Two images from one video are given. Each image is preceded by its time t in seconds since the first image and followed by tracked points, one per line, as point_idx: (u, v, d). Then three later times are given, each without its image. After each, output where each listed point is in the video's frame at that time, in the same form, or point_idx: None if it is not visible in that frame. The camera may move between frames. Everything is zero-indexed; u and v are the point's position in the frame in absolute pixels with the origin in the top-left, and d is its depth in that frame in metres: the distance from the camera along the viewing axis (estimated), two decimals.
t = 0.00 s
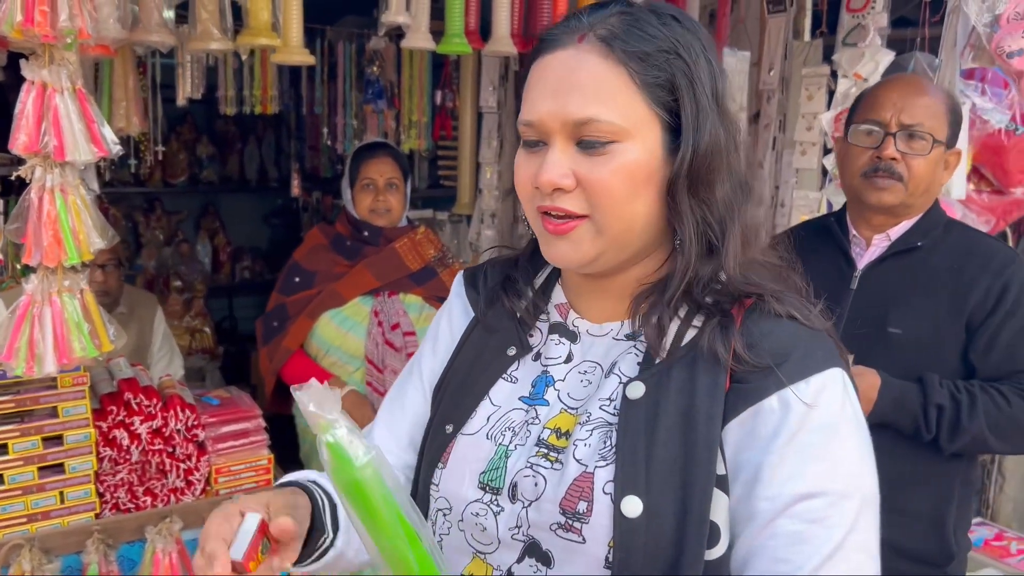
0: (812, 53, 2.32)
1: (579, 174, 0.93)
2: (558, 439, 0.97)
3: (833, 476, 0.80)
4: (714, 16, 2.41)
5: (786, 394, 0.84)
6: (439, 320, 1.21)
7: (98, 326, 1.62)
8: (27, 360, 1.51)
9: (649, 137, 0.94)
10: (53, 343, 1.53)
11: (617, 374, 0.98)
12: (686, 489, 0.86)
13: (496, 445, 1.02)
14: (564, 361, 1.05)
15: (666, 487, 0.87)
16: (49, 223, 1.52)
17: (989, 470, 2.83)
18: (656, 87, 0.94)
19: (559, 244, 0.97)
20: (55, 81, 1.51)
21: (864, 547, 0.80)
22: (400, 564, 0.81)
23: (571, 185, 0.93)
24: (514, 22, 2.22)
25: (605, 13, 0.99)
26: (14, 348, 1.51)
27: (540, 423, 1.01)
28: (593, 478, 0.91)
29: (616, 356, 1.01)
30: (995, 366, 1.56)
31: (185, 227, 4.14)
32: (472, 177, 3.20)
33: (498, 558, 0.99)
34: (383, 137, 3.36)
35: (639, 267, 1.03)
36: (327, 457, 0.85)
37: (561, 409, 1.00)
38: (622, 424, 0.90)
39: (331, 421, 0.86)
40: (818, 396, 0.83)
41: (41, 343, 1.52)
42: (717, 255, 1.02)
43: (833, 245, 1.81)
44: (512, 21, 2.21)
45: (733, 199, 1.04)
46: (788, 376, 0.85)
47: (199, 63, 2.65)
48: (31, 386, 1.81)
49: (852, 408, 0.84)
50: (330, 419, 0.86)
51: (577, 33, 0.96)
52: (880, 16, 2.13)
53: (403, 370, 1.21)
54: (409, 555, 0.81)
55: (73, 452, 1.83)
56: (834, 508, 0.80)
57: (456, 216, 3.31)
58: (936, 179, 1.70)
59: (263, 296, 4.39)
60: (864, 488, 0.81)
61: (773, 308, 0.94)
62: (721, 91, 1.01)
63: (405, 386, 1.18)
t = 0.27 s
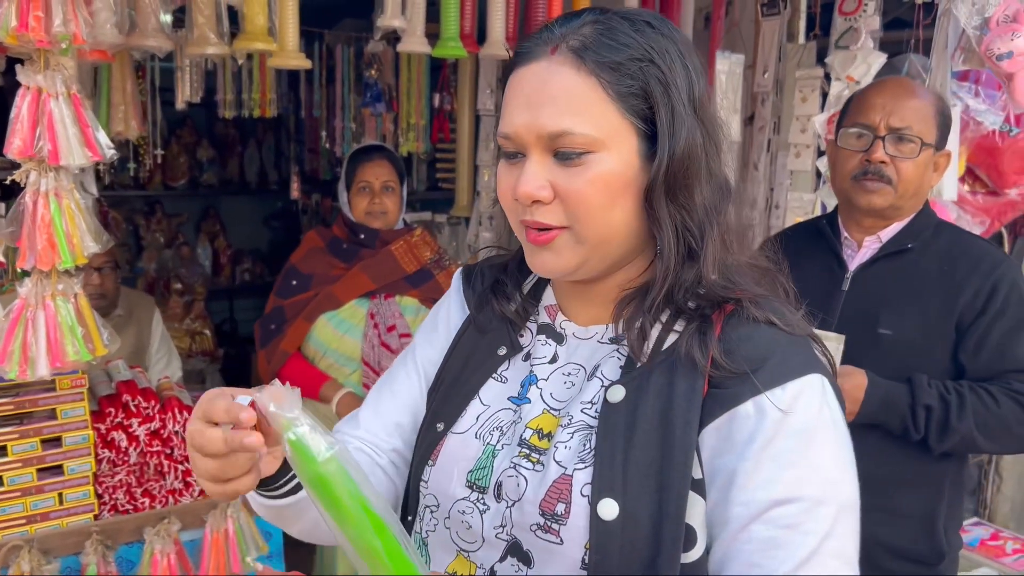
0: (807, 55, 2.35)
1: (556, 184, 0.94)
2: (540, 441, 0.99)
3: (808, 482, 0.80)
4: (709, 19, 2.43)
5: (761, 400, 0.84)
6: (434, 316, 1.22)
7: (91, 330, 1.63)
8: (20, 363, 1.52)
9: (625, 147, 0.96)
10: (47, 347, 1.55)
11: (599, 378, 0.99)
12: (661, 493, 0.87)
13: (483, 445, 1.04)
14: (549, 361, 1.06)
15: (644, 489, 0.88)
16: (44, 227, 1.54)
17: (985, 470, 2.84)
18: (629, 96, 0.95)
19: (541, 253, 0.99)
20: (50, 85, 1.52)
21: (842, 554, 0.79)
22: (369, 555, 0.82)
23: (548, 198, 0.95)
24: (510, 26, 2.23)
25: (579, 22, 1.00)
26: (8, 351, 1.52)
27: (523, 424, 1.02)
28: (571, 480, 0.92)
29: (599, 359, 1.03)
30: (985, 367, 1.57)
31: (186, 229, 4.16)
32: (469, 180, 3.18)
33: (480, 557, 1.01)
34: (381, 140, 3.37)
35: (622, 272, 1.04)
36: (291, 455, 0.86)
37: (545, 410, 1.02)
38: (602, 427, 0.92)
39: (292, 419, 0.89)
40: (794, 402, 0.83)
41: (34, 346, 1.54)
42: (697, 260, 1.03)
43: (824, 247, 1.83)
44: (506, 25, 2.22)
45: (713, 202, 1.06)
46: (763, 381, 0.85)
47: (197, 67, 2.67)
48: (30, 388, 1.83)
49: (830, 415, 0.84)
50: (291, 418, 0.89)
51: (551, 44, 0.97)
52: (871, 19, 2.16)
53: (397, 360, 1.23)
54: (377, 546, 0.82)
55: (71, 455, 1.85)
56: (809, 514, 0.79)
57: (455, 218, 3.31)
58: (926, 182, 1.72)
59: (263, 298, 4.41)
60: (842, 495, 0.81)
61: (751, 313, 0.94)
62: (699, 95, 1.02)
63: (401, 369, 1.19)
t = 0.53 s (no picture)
0: (804, 57, 2.41)
1: (555, 184, 0.95)
2: (535, 440, 1.00)
3: (800, 484, 0.81)
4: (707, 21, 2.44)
5: (754, 402, 0.85)
6: (435, 313, 1.23)
7: (86, 332, 1.65)
8: (13, 365, 1.54)
9: (625, 148, 0.96)
10: (40, 348, 1.56)
11: (595, 378, 1.00)
12: (654, 493, 0.88)
13: (480, 443, 1.05)
14: (546, 360, 1.07)
15: (637, 489, 0.89)
16: (39, 229, 1.55)
17: (986, 469, 2.85)
18: (630, 97, 0.96)
19: (539, 252, 0.99)
20: (47, 88, 1.54)
21: (834, 555, 0.80)
22: (365, 541, 0.83)
23: (547, 196, 0.95)
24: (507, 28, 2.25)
25: (579, 23, 1.01)
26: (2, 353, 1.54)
27: (519, 423, 1.03)
28: (565, 480, 0.93)
29: (595, 359, 1.03)
30: (982, 365, 1.58)
31: (189, 231, 4.18)
32: (470, 181, 3.19)
33: (475, 554, 1.02)
34: (382, 141, 3.39)
35: (619, 272, 1.05)
36: (292, 442, 0.87)
37: (539, 409, 1.02)
38: (597, 427, 0.93)
39: (294, 406, 0.89)
40: (787, 405, 0.84)
41: (28, 348, 1.55)
42: (694, 260, 1.04)
43: (823, 247, 1.84)
44: (504, 26, 2.22)
45: (710, 203, 1.07)
46: (757, 384, 0.86)
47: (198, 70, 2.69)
48: (32, 389, 1.84)
49: (823, 417, 0.85)
50: (294, 405, 0.89)
51: (552, 44, 0.98)
52: (868, 19, 2.16)
53: (397, 356, 1.23)
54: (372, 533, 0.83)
55: (74, 454, 1.86)
56: (801, 516, 0.80)
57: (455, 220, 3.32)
58: (925, 183, 1.72)
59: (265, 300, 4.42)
60: (834, 496, 0.81)
61: (745, 316, 0.94)
62: (697, 97, 1.03)
63: (401, 365, 1.20)
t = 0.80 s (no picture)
0: (803, 57, 2.40)
1: (560, 185, 0.95)
2: (536, 441, 1.00)
3: (801, 484, 0.81)
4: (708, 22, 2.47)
5: (755, 404, 0.85)
6: (436, 315, 1.24)
7: (85, 334, 1.66)
8: (12, 366, 1.55)
9: (630, 151, 0.97)
10: (39, 349, 1.57)
11: (596, 380, 1.01)
12: (656, 494, 0.88)
13: (481, 444, 1.05)
14: (547, 362, 1.07)
15: (638, 490, 0.89)
16: (39, 232, 1.56)
17: (989, 469, 2.84)
18: (635, 100, 0.97)
19: (542, 253, 0.99)
20: (48, 92, 1.55)
21: (834, 555, 0.80)
22: (365, 540, 0.86)
23: (553, 199, 0.96)
24: (506, 29, 2.25)
25: (584, 25, 1.02)
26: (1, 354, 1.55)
27: (520, 423, 1.03)
28: (566, 481, 0.94)
29: (596, 361, 1.04)
30: (984, 363, 1.58)
31: (193, 233, 4.20)
32: (472, 183, 3.19)
33: (475, 554, 1.02)
34: (385, 143, 3.40)
35: (621, 274, 1.05)
36: (286, 452, 0.91)
37: (540, 410, 1.03)
38: (598, 429, 0.94)
39: (286, 416, 0.93)
40: (788, 406, 0.84)
41: (27, 349, 1.57)
42: (696, 262, 1.04)
43: (822, 246, 1.84)
44: (504, 28, 2.23)
45: (712, 206, 1.07)
46: (758, 385, 0.86)
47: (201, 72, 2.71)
48: (37, 390, 1.86)
49: (823, 419, 0.85)
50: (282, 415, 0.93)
51: (557, 46, 0.98)
52: (866, 19, 2.17)
53: (399, 357, 1.24)
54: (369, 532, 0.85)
55: (78, 455, 1.87)
56: (801, 516, 0.80)
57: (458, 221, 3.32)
58: (927, 181, 1.73)
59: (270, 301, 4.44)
60: (835, 497, 0.82)
61: (746, 318, 0.94)
62: (700, 100, 1.03)
63: (403, 368, 1.21)
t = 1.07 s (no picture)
0: (802, 56, 2.39)
1: (563, 185, 0.95)
2: (536, 437, 1.00)
3: (803, 482, 0.81)
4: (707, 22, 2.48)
5: (757, 403, 0.85)
6: (436, 302, 1.24)
7: (90, 334, 1.68)
8: (18, 366, 1.57)
9: (631, 150, 0.97)
10: (44, 350, 1.59)
11: (596, 378, 1.01)
12: (658, 493, 0.89)
13: (483, 440, 1.05)
14: (547, 358, 1.07)
15: (639, 488, 0.90)
16: (43, 233, 1.58)
17: (992, 467, 2.84)
18: (636, 99, 0.97)
19: (546, 251, 0.99)
20: (51, 95, 1.56)
21: (836, 552, 0.80)
22: (382, 536, 0.82)
23: (556, 198, 0.96)
24: (506, 30, 2.26)
25: (585, 25, 1.02)
26: (6, 354, 1.56)
27: (521, 420, 1.04)
28: (568, 479, 0.94)
29: (596, 359, 1.04)
30: (986, 360, 1.58)
31: (197, 234, 4.22)
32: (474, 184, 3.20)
33: (475, 550, 1.03)
34: (386, 143, 3.42)
35: (622, 273, 1.05)
36: (310, 447, 0.88)
37: (540, 406, 1.03)
38: (599, 427, 0.94)
39: (312, 411, 0.90)
40: (789, 405, 0.84)
41: (33, 349, 1.58)
42: (697, 261, 1.05)
43: (819, 243, 1.85)
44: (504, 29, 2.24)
45: (713, 204, 1.08)
46: (760, 384, 0.86)
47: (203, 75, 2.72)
48: (40, 391, 1.87)
49: (825, 418, 0.85)
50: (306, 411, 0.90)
51: (560, 45, 0.98)
52: (864, 19, 2.17)
53: (396, 337, 1.24)
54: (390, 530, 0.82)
55: (81, 455, 1.88)
56: (803, 514, 0.80)
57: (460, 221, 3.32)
58: (926, 180, 1.73)
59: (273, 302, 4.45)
60: (836, 495, 0.82)
61: (747, 317, 0.95)
62: (699, 98, 1.04)
63: (398, 348, 1.21)
